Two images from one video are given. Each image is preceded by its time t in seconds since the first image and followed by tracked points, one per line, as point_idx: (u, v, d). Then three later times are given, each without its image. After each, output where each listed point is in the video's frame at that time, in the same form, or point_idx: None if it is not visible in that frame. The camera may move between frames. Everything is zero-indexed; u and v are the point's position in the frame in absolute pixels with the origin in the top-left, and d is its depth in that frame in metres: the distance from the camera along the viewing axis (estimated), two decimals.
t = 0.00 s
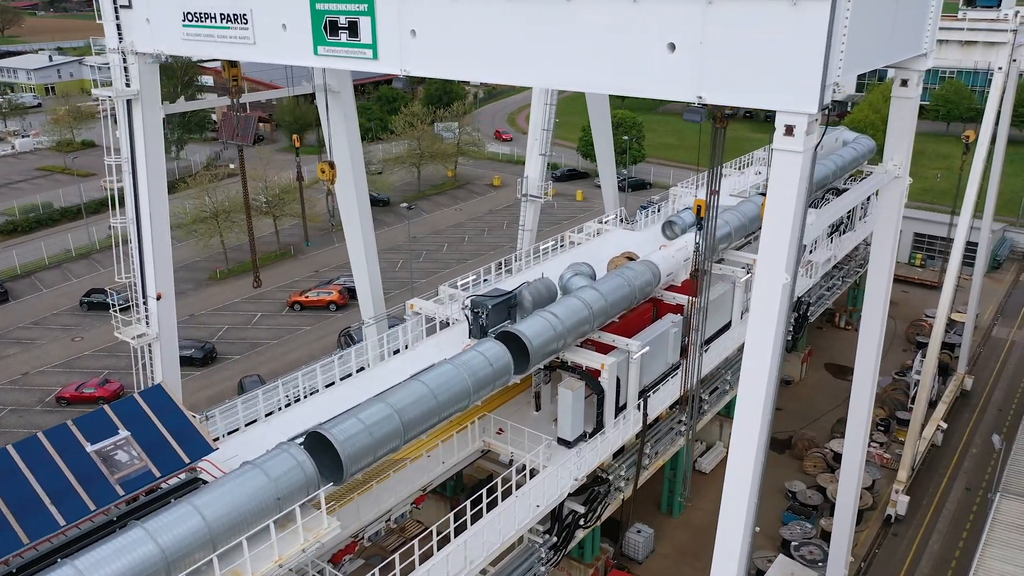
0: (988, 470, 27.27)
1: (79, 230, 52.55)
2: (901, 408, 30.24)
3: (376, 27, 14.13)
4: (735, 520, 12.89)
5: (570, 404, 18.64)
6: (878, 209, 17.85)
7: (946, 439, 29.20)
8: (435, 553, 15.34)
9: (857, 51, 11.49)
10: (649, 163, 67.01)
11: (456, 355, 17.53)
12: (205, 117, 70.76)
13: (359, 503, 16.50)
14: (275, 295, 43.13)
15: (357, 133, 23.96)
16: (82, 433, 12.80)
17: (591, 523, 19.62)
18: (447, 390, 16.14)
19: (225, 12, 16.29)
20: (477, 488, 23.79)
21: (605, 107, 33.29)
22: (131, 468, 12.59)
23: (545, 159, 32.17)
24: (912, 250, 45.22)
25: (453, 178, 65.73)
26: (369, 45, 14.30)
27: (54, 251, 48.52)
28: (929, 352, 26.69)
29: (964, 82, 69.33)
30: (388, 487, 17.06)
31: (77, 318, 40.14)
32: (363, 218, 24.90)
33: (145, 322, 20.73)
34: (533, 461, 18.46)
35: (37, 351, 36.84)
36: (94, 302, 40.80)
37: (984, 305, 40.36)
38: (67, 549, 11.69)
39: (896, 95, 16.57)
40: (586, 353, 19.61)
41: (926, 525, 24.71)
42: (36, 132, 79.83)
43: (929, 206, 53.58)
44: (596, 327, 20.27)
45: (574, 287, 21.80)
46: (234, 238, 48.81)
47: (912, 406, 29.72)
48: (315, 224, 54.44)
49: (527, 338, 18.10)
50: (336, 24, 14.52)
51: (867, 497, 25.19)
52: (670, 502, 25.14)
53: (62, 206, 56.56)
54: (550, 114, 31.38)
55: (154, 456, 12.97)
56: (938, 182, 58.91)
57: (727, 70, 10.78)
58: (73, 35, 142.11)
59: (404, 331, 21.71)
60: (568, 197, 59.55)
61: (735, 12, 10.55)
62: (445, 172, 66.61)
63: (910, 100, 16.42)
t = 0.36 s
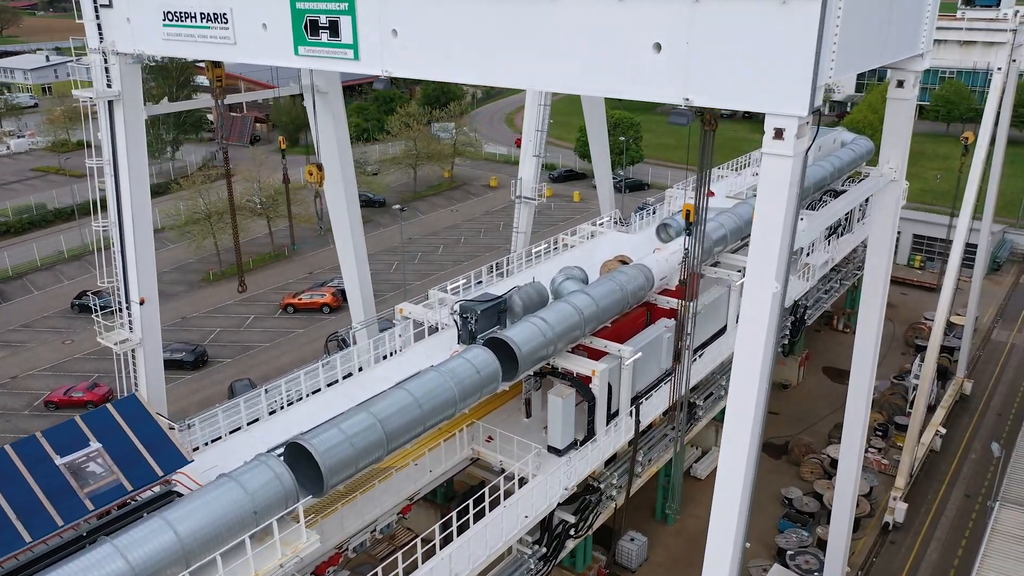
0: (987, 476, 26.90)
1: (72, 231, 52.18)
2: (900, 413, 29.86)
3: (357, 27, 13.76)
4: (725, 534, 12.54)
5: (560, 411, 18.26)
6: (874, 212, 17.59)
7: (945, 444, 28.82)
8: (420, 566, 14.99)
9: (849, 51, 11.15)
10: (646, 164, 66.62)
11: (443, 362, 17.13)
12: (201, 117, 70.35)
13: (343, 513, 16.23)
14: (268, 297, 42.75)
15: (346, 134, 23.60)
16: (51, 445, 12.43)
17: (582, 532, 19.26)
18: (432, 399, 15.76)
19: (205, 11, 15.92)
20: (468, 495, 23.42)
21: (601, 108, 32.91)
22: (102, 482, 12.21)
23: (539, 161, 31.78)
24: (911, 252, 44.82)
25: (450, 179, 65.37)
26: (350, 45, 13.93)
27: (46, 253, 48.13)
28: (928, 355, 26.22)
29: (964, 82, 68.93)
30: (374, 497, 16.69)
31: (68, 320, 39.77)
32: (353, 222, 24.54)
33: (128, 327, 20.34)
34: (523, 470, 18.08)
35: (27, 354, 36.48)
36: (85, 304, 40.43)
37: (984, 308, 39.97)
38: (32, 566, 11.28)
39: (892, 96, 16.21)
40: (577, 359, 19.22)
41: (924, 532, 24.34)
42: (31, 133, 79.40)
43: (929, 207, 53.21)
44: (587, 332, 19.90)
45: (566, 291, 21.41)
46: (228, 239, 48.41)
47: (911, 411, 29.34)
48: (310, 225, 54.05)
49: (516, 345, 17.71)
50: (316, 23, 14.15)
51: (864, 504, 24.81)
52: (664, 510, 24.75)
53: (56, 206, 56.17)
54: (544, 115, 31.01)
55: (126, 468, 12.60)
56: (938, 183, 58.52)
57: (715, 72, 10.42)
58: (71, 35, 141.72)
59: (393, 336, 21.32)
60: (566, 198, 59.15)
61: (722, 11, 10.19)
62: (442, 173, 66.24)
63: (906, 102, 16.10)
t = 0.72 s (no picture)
0: (989, 484, 26.41)
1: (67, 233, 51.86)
2: (901, 419, 29.37)
3: (339, 26, 13.34)
4: (718, 551, 12.15)
5: (551, 420, 17.81)
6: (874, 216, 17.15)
7: (947, 451, 28.32)
8: None
9: (844, 52, 10.77)
10: (647, 164, 66.11)
11: (430, 369, 16.69)
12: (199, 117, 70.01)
13: (327, 525, 15.76)
14: (263, 299, 42.34)
15: (336, 135, 23.15)
16: (19, 460, 12.04)
17: (575, 543, 18.85)
18: (418, 408, 15.31)
19: (186, 10, 15.50)
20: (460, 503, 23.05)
21: (598, 108, 32.43)
22: (71, 496, 11.82)
23: (535, 162, 31.32)
24: (913, 254, 44.30)
25: (449, 180, 64.95)
26: (332, 45, 13.52)
27: (40, 255, 47.77)
28: (928, 361, 25.69)
29: (967, 82, 68.35)
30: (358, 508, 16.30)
31: (61, 323, 39.43)
32: (344, 225, 24.12)
33: (113, 333, 19.93)
34: (513, 480, 17.66)
35: (19, 357, 36.13)
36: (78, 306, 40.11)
37: (986, 311, 39.47)
38: None
39: (891, 97, 15.79)
40: (569, 365, 18.78)
41: (925, 541, 23.87)
42: (29, 133, 79.06)
43: (931, 208, 52.66)
44: (581, 338, 19.44)
45: (559, 295, 20.96)
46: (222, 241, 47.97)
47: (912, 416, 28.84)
48: (308, 226, 53.67)
49: (506, 352, 17.27)
50: (297, 22, 13.73)
51: (864, 513, 24.35)
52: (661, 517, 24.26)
53: (52, 207, 55.82)
54: (540, 116, 30.57)
55: (97, 482, 12.19)
56: (941, 184, 57.95)
57: (705, 73, 10.02)
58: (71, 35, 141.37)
59: (384, 340, 20.95)
60: (565, 199, 58.68)
61: (714, 8, 9.78)
62: (440, 173, 65.80)
63: (905, 102, 15.65)
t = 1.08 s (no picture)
0: (991, 490, 25.99)
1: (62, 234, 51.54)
2: (901, 424, 28.95)
3: (319, 25, 12.98)
4: (709, 566, 11.82)
5: (543, 428, 17.42)
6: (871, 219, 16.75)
7: (948, 457, 27.88)
8: None
9: (837, 52, 10.43)
10: (646, 165, 65.69)
11: (417, 376, 16.32)
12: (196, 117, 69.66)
13: (312, 536, 15.42)
14: (258, 301, 41.98)
15: (326, 137, 22.77)
16: None
17: (568, 553, 18.50)
18: (403, 417, 14.95)
19: (166, 8, 15.12)
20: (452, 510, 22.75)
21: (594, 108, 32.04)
22: (41, 510, 11.46)
23: (530, 163, 30.93)
24: (914, 256, 43.85)
25: (447, 180, 64.58)
26: (313, 44, 13.16)
27: (35, 256, 47.47)
28: (930, 365, 25.21)
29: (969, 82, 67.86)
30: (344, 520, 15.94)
31: (54, 325, 39.12)
32: (335, 227, 23.75)
33: (98, 338, 19.55)
34: (503, 489, 17.30)
35: (11, 359, 35.81)
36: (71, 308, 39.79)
37: (988, 313, 38.99)
38: None
39: (890, 98, 15.39)
40: (561, 371, 18.39)
41: (925, 549, 23.45)
42: (27, 133, 78.80)
43: (933, 210, 52.19)
44: (573, 344, 19.06)
45: (552, 300, 20.58)
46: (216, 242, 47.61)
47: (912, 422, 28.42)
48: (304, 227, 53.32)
49: (496, 358, 16.88)
50: (277, 21, 13.35)
51: (863, 520, 23.96)
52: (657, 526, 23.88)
53: (47, 208, 55.49)
54: (536, 117, 30.17)
55: (69, 496, 11.82)
56: (942, 185, 57.47)
57: (692, 74, 9.66)
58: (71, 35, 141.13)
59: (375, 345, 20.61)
60: (563, 200, 58.26)
61: (701, 5, 9.41)
62: (439, 174, 65.42)
63: (904, 104, 15.21)
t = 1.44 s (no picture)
0: (995, 498, 25.51)
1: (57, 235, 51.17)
2: (903, 429, 28.48)
3: (300, 22, 12.58)
4: None
5: (534, 436, 16.98)
6: (872, 222, 16.30)
7: (951, 463, 27.39)
8: None
9: (834, 50, 10.03)
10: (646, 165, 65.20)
11: (404, 383, 15.88)
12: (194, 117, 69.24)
13: (294, 549, 14.97)
14: (253, 303, 41.58)
15: (316, 138, 22.35)
16: None
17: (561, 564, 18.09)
18: (389, 426, 14.53)
19: (146, 5, 14.70)
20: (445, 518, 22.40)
21: (592, 108, 31.59)
22: (8, 526, 11.11)
23: (526, 164, 30.49)
24: (917, 258, 43.37)
25: (446, 181, 64.18)
26: (294, 42, 12.76)
27: (29, 257, 47.13)
28: (933, 370, 24.64)
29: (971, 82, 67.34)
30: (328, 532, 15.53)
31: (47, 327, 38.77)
32: (326, 229, 23.34)
33: (81, 343, 19.14)
34: (494, 498, 16.90)
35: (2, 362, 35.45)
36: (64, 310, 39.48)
37: (991, 316, 38.49)
38: None
39: (891, 98, 14.95)
40: (553, 378, 17.94)
41: (928, 558, 23.00)
42: (25, 133, 78.43)
43: (936, 211, 51.68)
44: (567, 349, 18.60)
45: (546, 304, 20.15)
46: (212, 244, 47.25)
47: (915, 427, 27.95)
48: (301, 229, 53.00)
49: (486, 366, 16.43)
50: (257, 18, 12.92)
51: (864, 529, 23.49)
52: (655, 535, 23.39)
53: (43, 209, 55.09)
54: (532, 118, 29.73)
55: (38, 510, 11.46)
56: (945, 186, 56.97)
57: (682, 73, 9.22)
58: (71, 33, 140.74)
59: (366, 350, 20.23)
60: (563, 200, 57.84)
61: None
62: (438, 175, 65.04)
63: (906, 104, 14.75)
